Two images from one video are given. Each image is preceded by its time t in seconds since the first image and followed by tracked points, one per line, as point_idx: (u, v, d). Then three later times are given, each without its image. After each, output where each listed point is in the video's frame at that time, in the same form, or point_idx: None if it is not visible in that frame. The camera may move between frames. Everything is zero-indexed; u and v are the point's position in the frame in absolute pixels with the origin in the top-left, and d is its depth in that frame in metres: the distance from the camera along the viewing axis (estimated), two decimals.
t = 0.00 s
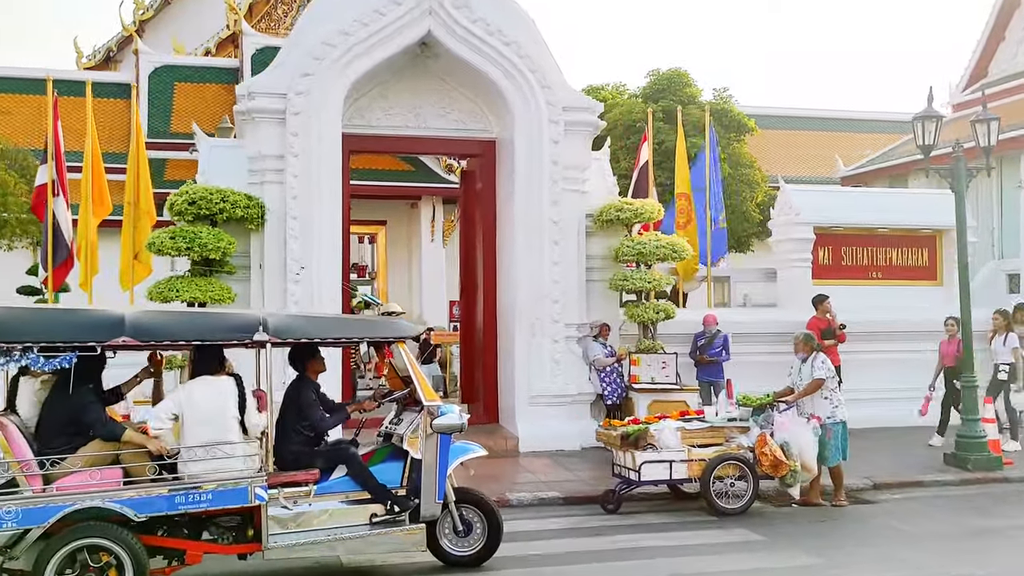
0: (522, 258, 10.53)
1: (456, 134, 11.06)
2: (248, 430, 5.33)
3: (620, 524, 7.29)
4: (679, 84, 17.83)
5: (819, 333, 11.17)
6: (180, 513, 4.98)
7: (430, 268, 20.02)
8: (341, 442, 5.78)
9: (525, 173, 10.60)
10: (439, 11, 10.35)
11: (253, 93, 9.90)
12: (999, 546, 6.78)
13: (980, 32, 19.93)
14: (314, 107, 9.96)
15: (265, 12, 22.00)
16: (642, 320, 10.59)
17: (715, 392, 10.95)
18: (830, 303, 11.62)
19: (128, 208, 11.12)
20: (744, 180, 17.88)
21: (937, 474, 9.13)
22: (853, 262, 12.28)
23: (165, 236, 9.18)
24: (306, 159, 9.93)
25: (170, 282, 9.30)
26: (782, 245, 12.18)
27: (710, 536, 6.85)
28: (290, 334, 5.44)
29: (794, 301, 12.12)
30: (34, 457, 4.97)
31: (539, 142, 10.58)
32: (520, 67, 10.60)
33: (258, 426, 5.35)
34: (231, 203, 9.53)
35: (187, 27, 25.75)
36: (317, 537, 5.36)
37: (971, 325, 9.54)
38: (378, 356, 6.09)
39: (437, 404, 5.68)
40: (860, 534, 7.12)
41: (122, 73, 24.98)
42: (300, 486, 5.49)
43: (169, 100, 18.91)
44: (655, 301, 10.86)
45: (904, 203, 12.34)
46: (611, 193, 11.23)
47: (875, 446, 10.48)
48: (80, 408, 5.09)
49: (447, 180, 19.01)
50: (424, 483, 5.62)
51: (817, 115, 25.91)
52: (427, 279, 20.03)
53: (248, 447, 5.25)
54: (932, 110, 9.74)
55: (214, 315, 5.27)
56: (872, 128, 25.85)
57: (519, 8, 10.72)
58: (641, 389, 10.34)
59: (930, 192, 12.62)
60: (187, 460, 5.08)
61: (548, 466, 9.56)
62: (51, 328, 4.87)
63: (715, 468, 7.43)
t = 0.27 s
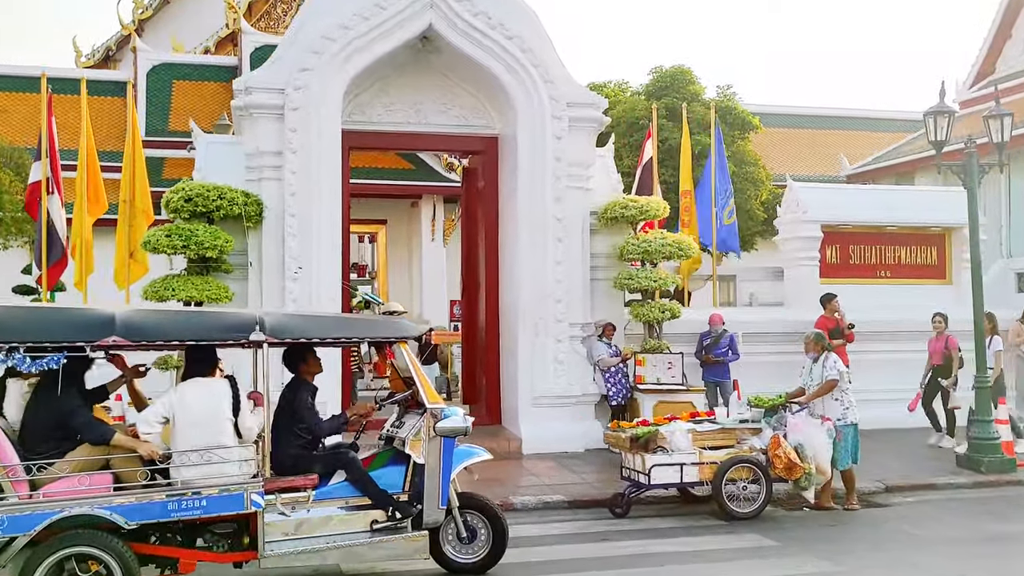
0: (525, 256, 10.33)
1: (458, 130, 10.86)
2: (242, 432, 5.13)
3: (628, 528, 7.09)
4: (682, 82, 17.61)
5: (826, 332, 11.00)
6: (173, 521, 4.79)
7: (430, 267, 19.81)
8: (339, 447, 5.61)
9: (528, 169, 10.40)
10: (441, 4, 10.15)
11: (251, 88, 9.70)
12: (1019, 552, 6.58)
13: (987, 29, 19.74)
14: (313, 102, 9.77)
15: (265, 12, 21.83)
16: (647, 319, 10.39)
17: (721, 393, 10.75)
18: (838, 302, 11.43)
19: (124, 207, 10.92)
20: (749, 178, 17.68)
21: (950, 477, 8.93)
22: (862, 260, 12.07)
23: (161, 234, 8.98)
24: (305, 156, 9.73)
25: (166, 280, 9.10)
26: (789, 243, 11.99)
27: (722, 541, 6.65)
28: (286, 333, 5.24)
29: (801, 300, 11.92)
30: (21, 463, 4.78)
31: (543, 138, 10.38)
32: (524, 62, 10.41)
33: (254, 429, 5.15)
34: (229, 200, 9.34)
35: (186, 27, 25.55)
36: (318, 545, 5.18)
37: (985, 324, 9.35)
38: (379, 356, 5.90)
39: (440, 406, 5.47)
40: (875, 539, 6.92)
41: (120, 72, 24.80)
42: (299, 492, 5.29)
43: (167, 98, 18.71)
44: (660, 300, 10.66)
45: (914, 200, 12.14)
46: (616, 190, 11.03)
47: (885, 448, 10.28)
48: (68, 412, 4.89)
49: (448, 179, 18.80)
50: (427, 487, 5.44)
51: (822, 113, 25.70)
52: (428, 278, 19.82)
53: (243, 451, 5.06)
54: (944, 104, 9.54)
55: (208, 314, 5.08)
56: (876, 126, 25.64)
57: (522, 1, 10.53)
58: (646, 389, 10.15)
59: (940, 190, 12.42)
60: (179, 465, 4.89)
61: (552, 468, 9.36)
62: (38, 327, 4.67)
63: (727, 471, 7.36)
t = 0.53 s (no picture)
0: (527, 253, 10.11)
1: (458, 125, 10.64)
2: (237, 436, 4.89)
3: (635, 533, 6.87)
4: (685, 78, 17.39)
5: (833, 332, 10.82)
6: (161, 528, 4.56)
7: (430, 266, 19.59)
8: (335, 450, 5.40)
9: (530, 164, 10.17)
10: None
11: (246, 80, 9.46)
12: None
13: (994, 25, 19.52)
14: (311, 95, 9.54)
15: (264, 9, 21.62)
16: (652, 318, 10.18)
17: (726, 393, 10.53)
18: (846, 300, 11.21)
19: (117, 203, 10.70)
20: (753, 176, 17.46)
21: (964, 480, 8.71)
22: (870, 258, 11.85)
23: (154, 230, 8.77)
24: (302, 150, 9.51)
25: (159, 278, 8.88)
26: (796, 241, 11.77)
27: (732, 547, 6.43)
28: (280, 331, 5.02)
29: (808, 299, 11.70)
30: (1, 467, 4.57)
31: (545, 133, 10.16)
32: (526, 55, 10.20)
33: (248, 432, 4.92)
34: (224, 195, 9.12)
35: (185, 25, 25.33)
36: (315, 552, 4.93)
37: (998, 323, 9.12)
38: (379, 355, 5.68)
39: (441, 407, 5.24)
40: (889, 544, 6.70)
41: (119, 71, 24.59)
42: (294, 497, 5.07)
43: (165, 95, 18.49)
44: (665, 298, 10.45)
45: (923, 197, 11.93)
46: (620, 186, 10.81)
47: (895, 450, 10.06)
48: (48, 415, 4.66)
49: (448, 177, 18.58)
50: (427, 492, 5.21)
51: (825, 111, 25.49)
52: (428, 276, 19.60)
53: (237, 455, 4.82)
54: (957, 98, 9.33)
55: (199, 311, 4.87)
56: (881, 124, 25.40)
57: None
58: (651, 389, 9.92)
59: (949, 186, 12.20)
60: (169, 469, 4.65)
61: (555, 470, 9.14)
62: (17, 325, 4.45)
63: (738, 473, 7.22)
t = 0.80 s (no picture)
0: (529, 251, 9.88)
1: (459, 122, 10.42)
2: (229, 442, 4.66)
3: (643, 541, 6.65)
4: (688, 75, 17.17)
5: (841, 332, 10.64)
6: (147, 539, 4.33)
7: (430, 266, 19.35)
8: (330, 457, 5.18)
9: (532, 160, 9.94)
10: None
11: (242, 75, 9.25)
12: None
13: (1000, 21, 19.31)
14: (308, 90, 9.32)
15: (262, 8, 21.40)
16: (657, 318, 9.96)
17: (732, 395, 10.31)
18: (854, 299, 11.00)
19: (110, 201, 10.49)
20: (757, 174, 17.25)
21: (978, 484, 8.49)
22: (877, 257, 11.63)
23: (146, 228, 8.54)
24: (300, 146, 9.28)
25: (152, 277, 8.67)
26: (802, 239, 11.55)
27: (743, 556, 6.21)
28: (276, 332, 4.81)
29: (815, 299, 11.48)
30: None
31: (548, 129, 9.93)
32: (528, 49, 9.98)
33: (240, 439, 4.69)
34: (219, 192, 8.89)
35: (184, 24, 25.10)
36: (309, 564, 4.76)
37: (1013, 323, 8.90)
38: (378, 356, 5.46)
39: (442, 411, 5.03)
40: (906, 552, 6.48)
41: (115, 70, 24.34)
42: (288, 505, 4.86)
43: (161, 94, 18.27)
44: (670, 298, 10.23)
45: (933, 195, 11.71)
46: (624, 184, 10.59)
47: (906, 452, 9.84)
48: (27, 422, 4.45)
49: (449, 176, 18.37)
50: (427, 501, 5.00)
51: (829, 110, 25.26)
52: (427, 276, 19.37)
53: (228, 462, 4.58)
54: (970, 92, 9.11)
55: (187, 311, 4.63)
56: (885, 122, 25.18)
57: None
58: (655, 391, 9.70)
59: (959, 184, 11.99)
60: (156, 477, 4.42)
61: (558, 474, 8.92)
62: None
63: (749, 478, 7.00)
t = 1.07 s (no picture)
0: (532, 247, 9.69)
1: (460, 116, 10.23)
2: (222, 444, 4.47)
3: (651, 544, 6.46)
4: (691, 71, 16.98)
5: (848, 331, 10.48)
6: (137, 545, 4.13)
7: (430, 264, 19.15)
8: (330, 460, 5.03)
9: (534, 155, 9.76)
10: None
11: (238, 67, 9.06)
12: None
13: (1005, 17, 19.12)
14: (306, 83, 9.13)
15: (261, 5, 21.21)
16: (662, 316, 9.78)
17: (738, 394, 10.12)
18: (862, 297, 10.80)
19: (105, 196, 10.30)
20: (760, 171, 17.05)
21: (992, 485, 8.30)
22: (885, 254, 11.45)
23: (140, 223, 8.33)
24: (298, 140, 9.09)
25: (147, 274, 8.48)
26: (809, 236, 11.35)
27: (755, 560, 6.02)
28: (271, 328, 4.61)
29: (823, 296, 11.28)
30: None
31: (551, 122, 9.74)
32: (531, 42, 9.80)
33: (233, 441, 4.48)
34: (215, 186, 8.70)
35: (183, 23, 24.92)
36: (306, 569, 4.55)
37: None
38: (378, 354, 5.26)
39: (445, 411, 4.83)
40: (923, 555, 6.28)
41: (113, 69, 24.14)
42: (283, 509, 4.69)
43: (159, 91, 18.08)
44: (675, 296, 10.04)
45: (942, 191, 11.53)
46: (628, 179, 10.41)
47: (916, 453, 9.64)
48: (9, 423, 4.26)
49: (449, 174, 18.17)
50: (429, 504, 4.79)
51: (832, 108, 25.07)
52: (427, 275, 19.16)
53: (222, 464, 4.39)
54: (983, 85, 8.93)
55: (179, 306, 4.44)
56: (888, 121, 25.01)
57: None
58: (661, 390, 9.50)
59: (967, 180, 11.80)
60: (146, 480, 4.22)
61: (562, 475, 8.72)
62: None
63: (759, 479, 6.83)
